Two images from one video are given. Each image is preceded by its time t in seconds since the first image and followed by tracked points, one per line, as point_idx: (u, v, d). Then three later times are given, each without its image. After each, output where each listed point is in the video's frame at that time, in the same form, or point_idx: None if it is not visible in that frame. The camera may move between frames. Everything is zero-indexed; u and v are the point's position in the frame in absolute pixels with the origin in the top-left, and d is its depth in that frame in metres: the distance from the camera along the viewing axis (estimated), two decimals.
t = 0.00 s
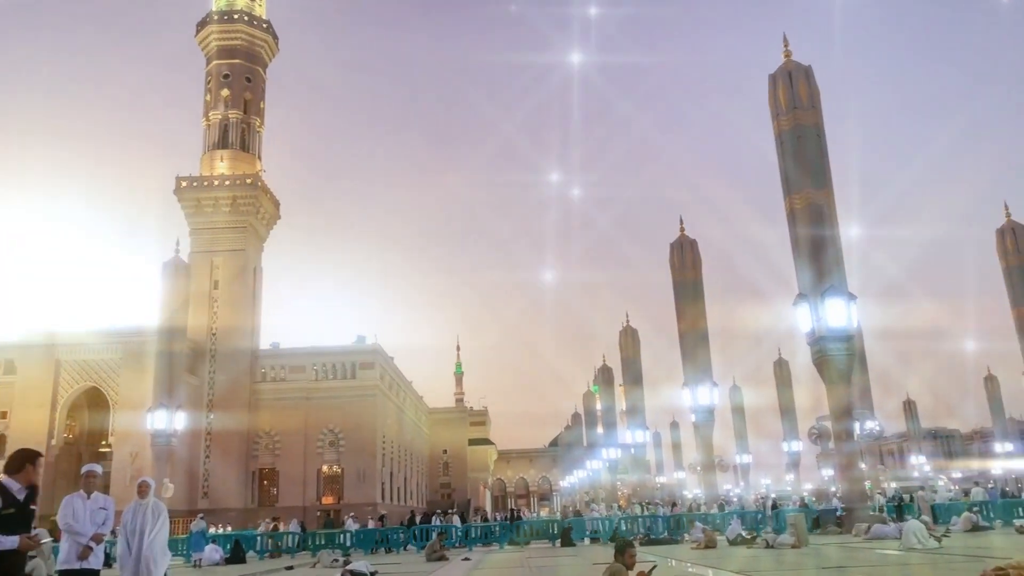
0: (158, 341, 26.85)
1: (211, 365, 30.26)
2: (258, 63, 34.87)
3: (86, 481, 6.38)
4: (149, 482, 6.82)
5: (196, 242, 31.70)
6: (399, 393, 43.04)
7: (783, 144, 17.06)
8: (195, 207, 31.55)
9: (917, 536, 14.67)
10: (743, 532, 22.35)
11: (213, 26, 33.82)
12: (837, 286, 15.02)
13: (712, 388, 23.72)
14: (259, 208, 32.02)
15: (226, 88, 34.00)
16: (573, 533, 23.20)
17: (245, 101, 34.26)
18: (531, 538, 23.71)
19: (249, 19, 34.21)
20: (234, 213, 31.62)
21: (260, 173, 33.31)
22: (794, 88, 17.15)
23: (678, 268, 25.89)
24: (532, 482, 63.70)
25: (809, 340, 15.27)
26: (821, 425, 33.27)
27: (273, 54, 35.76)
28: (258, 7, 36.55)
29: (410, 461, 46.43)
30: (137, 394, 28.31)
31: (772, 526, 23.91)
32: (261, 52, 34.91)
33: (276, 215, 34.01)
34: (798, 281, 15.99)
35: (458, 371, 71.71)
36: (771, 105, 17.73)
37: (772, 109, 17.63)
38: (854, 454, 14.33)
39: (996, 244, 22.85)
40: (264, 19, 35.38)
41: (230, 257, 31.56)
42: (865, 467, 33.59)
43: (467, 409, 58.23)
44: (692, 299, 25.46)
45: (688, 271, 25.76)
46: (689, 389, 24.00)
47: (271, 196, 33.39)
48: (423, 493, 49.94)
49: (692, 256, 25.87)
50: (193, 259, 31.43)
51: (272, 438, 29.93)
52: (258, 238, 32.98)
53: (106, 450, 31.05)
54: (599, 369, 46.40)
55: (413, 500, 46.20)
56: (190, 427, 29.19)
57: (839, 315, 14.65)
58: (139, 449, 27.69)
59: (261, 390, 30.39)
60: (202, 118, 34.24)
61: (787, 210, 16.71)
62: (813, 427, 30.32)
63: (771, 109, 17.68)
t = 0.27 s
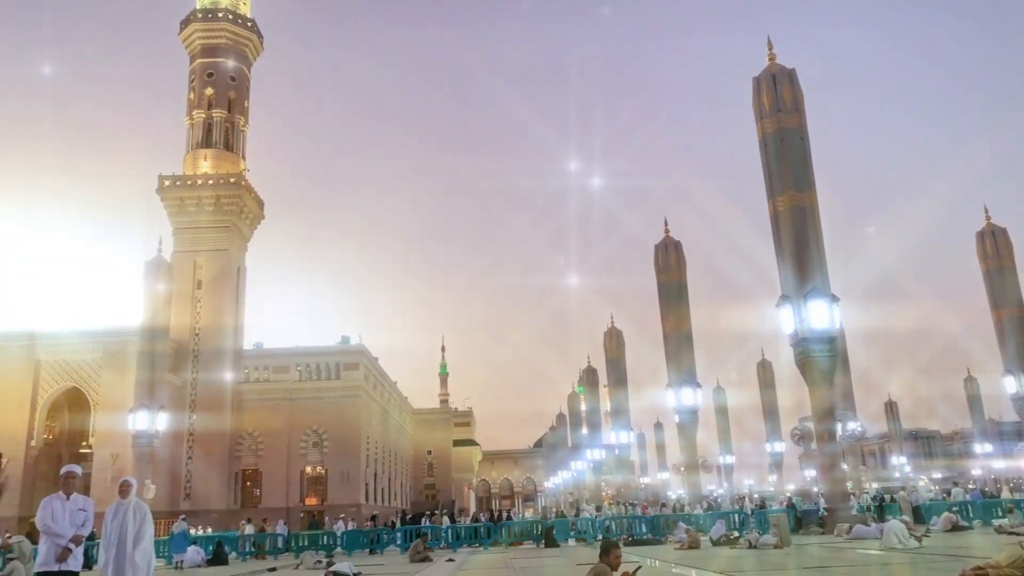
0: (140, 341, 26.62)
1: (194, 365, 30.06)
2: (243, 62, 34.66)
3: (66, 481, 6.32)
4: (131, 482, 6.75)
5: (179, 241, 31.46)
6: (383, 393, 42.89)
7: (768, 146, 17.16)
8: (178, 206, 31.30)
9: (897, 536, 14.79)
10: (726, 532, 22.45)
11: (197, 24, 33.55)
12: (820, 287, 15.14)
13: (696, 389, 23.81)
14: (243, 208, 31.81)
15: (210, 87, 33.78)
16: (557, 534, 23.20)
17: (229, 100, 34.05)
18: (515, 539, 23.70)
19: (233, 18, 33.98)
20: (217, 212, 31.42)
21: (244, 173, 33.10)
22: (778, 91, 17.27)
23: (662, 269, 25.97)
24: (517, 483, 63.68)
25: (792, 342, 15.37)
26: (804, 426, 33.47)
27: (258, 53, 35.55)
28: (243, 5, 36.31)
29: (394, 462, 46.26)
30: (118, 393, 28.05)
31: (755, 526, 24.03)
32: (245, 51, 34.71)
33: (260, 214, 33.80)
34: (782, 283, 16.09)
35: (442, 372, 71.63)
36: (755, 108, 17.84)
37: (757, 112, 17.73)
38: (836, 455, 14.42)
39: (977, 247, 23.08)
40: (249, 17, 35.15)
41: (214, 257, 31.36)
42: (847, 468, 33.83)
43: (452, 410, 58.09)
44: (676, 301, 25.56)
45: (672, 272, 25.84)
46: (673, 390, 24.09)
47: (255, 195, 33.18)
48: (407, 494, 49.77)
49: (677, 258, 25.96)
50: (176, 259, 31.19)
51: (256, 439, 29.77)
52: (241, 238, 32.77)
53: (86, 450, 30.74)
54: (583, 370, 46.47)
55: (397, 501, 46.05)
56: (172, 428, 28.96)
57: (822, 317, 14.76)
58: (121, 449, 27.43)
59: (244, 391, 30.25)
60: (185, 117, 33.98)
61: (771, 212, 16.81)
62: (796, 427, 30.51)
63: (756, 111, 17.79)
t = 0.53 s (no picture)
0: (124, 341, 26.41)
1: (179, 364, 29.86)
2: (228, 60, 34.47)
3: (47, 482, 6.26)
4: (112, 482, 6.69)
5: (163, 240, 31.25)
6: (369, 392, 42.76)
7: (753, 147, 17.25)
8: (163, 204, 31.08)
9: (880, 534, 14.91)
10: (711, 531, 22.54)
11: (182, 21, 33.31)
12: (805, 287, 15.25)
13: (682, 389, 23.91)
14: (228, 206, 31.62)
15: (195, 84, 33.57)
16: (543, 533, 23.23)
17: (214, 97, 33.87)
18: (501, 538, 23.70)
19: (219, 15, 33.76)
20: (203, 210, 31.23)
21: (229, 171, 32.94)
22: (764, 93, 17.35)
23: (648, 269, 26.06)
24: (503, 482, 63.69)
25: (777, 341, 15.46)
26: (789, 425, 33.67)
27: (244, 50, 35.36)
28: (228, 2, 36.08)
29: (380, 461, 46.14)
30: (101, 393, 27.83)
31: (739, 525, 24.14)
32: (231, 48, 34.51)
33: (245, 213, 33.63)
34: (767, 283, 16.18)
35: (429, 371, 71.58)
36: (741, 109, 17.93)
37: (743, 113, 17.81)
38: (820, 454, 14.52)
39: (959, 247, 23.32)
40: (235, 14, 34.93)
41: (199, 255, 31.16)
42: (832, 467, 34.03)
43: (438, 409, 58.02)
44: (662, 300, 25.65)
45: (658, 272, 25.93)
46: (659, 389, 24.17)
47: (241, 193, 33.02)
48: (393, 493, 49.66)
49: (663, 258, 26.06)
50: (160, 258, 30.97)
51: (241, 438, 29.61)
52: (227, 236, 32.59)
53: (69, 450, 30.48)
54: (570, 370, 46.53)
55: (383, 501, 45.94)
56: (157, 427, 28.75)
57: (807, 317, 14.87)
58: (104, 449, 27.22)
59: (229, 391, 30.05)
60: (170, 115, 33.75)
61: (756, 213, 16.91)
62: (780, 426, 30.70)
63: (741, 112, 17.88)
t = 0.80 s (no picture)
0: (108, 339, 26.20)
1: (165, 362, 29.67)
2: (215, 56, 34.25)
3: (30, 482, 6.22)
4: (92, 481, 6.63)
5: (149, 237, 31.03)
6: (357, 390, 42.65)
7: (740, 146, 17.31)
8: (149, 201, 30.85)
9: (866, 531, 15.01)
10: (698, 528, 22.62)
11: (168, 17, 33.05)
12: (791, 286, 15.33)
13: (669, 387, 23.99)
14: (215, 203, 31.44)
15: (182, 80, 33.35)
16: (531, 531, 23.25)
17: (201, 94, 33.67)
18: (489, 536, 23.70)
19: (206, 11, 33.52)
20: (189, 207, 31.04)
21: (216, 168, 32.75)
22: (751, 92, 17.40)
23: (636, 267, 26.11)
24: (491, 480, 63.70)
25: (764, 339, 15.53)
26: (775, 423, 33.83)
27: (230, 46, 35.14)
28: None
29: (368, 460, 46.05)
30: (86, 391, 27.62)
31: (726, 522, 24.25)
32: (218, 44, 34.28)
33: (232, 210, 33.45)
34: (754, 282, 16.25)
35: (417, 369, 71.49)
36: (729, 108, 17.97)
37: (730, 112, 17.87)
38: (806, 452, 14.57)
39: (944, 246, 23.48)
40: (221, 10, 34.70)
41: (186, 252, 30.98)
42: (818, 464, 34.23)
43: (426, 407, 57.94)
44: (650, 298, 25.71)
45: (646, 270, 25.98)
46: (646, 387, 24.23)
47: (228, 191, 32.84)
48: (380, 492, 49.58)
49: (650, 256, 26.12)
50: (146, 255, 30.77)
51: (227, 437, 29.46)
52: (213, 233, 32.41)
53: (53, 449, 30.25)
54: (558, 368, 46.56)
55: (371, 499, 45.83)
56: (142, 426, 28.57)
57: (793, 315, 14.95)
58: (89, 448, 27.02)
59: (216, 389, 29.89)
60: (156, 111, 33.51)
61: (743, 211, 16.97)
62: (767, 424, 30.83)
63: (729, 111, 17.93)
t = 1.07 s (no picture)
0: (95, 336, 26.05)
1: (152, 360, 29.52)
2: (203, 52, 34.08)
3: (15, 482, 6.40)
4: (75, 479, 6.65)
5: (136, 234, 30.83)
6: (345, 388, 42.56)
7: (728, 145, 17.38)
8: (136, 197, 30.66)
9: (851, 528, 15.14)
10: (686, 525, 22.73)
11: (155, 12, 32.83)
12: (778, 285, 15.44)
13: (657, 385, 24.10)
14: (203, 200, 31.31)
15: (169, 77, 33.15)
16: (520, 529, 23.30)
17: (189, 90, 33.50)
18: (478, 534, 23.74)
19: (193, 7, 33.33)
20: (177, 204, 30.88)
21: (204, 164, 32.60)
22: (739, 92, 17.49)
23: (624, 266, 26.18)
24: (480, 478, 63.74)
25: (751, 337, 15.63)
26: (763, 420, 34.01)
27: (218, 43, 34.97)
28: None
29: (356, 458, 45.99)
30: (72, 389, 27.45)
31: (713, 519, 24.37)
32: (206, 40, 34.11)
33: (220, 207, 33.31)
34: (742, 281, 16.34)
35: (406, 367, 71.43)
36: (717, 107, 18.04)
37: (718, 110, 17.94)
38: (793, 449, 14.67)
39: (930, 245, 23.67)
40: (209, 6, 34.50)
41: (173, 249, 30.82)
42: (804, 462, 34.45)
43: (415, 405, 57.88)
44: (638, 296, 25.78)
45: (634, 268, 26.06)
46: (634, 385, 24.32)
47: (215, 187, 32.69)
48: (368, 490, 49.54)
49: (639, 255, 26.20)
50: (133, 252, 30.58)
51: (215, 435, 29.35)
52: (201, 231, 32.26)
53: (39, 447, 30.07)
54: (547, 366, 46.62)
55: (359, 497, 45.79)
56: (129, 424, 28.42)
57: (780, 314, 15.07)
58: (74, 446, 26.85)
59: (204, 387, 29.77)
60: (143, 107, 33.30)
61: (731, 210, 17.05)
62: (754, 422, 31.00)
63: (717, 110, 18.00)
